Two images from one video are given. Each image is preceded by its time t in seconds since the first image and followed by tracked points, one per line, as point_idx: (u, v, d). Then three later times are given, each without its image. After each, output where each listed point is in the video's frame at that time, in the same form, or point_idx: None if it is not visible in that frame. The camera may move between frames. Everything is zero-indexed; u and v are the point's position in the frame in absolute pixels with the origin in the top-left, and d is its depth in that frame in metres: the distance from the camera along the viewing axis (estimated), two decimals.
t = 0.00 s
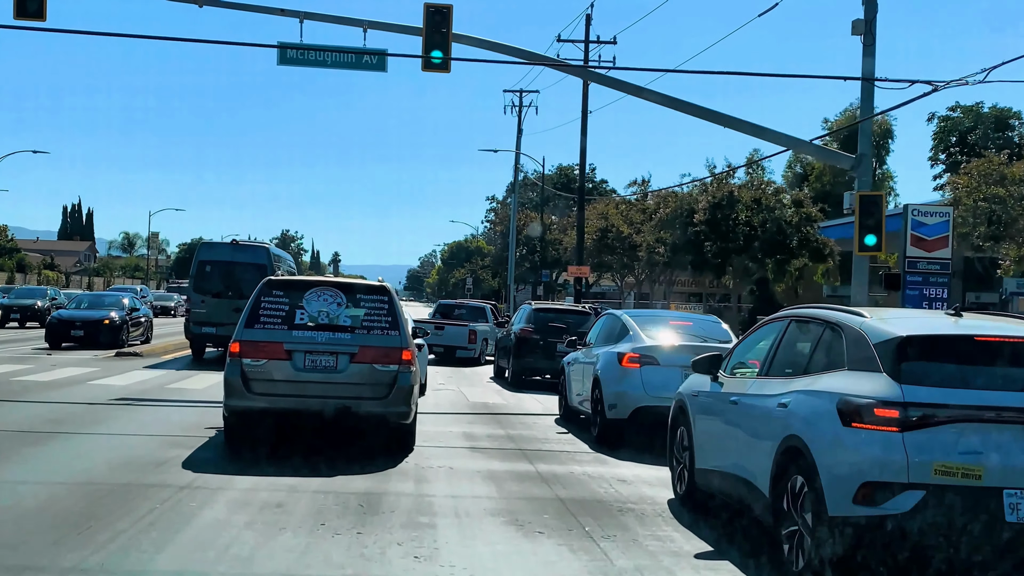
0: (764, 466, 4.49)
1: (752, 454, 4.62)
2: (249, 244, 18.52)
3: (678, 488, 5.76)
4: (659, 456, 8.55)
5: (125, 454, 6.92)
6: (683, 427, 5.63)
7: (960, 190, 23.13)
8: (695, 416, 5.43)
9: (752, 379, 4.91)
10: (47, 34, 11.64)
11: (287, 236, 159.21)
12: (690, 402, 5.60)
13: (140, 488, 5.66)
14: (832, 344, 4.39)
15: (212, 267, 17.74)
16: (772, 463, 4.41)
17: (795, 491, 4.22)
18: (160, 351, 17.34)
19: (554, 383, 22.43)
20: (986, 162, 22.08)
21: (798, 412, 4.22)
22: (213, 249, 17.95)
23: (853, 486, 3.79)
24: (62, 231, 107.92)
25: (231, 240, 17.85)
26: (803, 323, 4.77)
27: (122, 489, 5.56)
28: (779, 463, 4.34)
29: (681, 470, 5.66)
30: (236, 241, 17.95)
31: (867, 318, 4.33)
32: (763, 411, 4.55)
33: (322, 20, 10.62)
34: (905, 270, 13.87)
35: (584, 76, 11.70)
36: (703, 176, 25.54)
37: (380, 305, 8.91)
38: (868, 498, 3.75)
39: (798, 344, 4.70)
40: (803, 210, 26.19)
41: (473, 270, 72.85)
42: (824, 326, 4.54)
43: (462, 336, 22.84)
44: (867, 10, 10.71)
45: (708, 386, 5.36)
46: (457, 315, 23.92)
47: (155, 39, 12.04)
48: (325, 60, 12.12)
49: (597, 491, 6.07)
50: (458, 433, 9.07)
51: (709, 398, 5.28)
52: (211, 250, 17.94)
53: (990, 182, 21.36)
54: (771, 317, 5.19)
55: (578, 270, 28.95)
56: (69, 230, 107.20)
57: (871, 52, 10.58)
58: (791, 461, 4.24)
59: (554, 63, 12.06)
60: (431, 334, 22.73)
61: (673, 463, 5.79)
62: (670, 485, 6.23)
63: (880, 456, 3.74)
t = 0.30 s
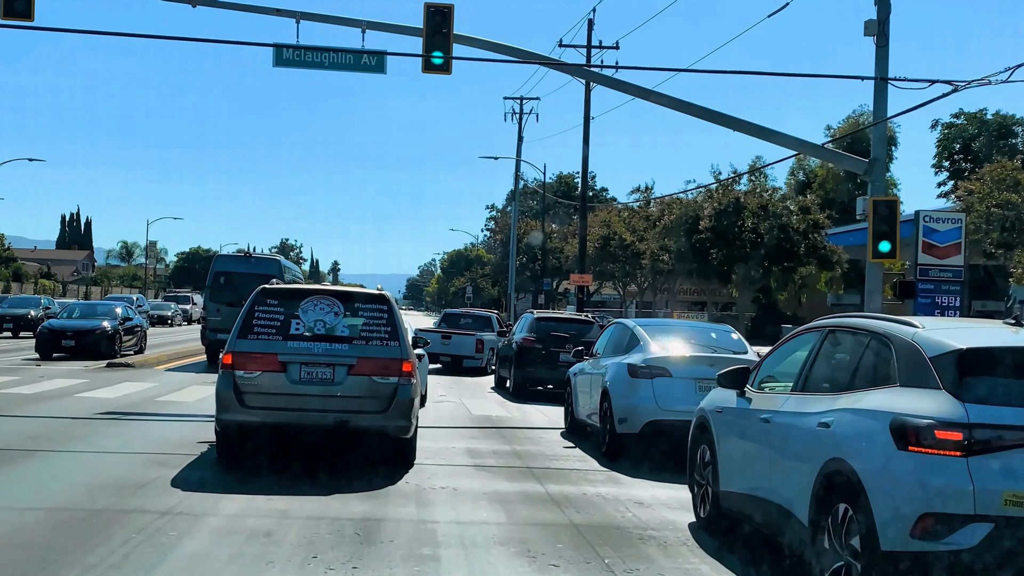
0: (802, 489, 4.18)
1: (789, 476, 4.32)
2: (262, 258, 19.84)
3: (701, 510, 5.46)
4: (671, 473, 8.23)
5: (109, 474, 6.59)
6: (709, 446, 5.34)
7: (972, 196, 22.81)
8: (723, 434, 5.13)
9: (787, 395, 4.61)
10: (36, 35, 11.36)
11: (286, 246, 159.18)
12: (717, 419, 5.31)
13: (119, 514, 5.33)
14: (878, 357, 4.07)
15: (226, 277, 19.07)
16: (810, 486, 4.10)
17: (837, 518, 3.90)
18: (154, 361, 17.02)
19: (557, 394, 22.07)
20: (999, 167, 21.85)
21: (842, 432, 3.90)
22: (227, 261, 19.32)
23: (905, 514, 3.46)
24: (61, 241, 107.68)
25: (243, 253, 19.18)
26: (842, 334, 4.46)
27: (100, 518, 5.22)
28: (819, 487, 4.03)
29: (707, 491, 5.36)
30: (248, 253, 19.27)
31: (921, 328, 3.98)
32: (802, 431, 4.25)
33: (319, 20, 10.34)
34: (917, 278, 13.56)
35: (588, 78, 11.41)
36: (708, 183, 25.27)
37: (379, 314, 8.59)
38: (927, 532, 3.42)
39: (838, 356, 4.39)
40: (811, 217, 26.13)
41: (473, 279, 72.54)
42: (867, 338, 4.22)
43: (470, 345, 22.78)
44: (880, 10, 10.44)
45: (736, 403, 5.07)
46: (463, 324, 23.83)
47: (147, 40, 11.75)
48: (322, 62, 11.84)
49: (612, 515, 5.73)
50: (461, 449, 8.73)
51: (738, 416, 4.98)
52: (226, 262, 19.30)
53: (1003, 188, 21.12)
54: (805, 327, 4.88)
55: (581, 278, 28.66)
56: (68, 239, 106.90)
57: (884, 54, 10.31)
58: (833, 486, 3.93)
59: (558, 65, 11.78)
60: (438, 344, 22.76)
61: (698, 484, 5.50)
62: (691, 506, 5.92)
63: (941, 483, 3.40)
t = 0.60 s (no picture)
0: (844, 512, 3.89)
1: (831, 498, 4.02)
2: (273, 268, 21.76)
3: (725, 532, 5.20)
4: (686, 489, 7.90)
5: (90, 492, 6.27)
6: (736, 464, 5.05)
7: (984, 197, 22.42)
8: (757, 451, 4.83)
9: (825, 409, 4.32)
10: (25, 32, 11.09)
11: (285, 250, 158.91)
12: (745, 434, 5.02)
13: (94, 538, 5.01)
14: (932, 366, 3.78)
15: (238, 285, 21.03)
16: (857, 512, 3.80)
17: (885, 546, 3.61)
18: (148, 367, 16.71)
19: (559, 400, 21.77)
20: (1012, 167, 21.47)
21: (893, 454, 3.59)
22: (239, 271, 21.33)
23: (966, 547, 3.15)
24: (59, 246, 107.39)
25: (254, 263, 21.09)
26: (887, 341, 4.17)
27: (76, 543, 4.90)
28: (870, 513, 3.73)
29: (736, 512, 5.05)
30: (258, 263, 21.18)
31: (984, 335, 3.66)
32: (846, 449, 3.95)
33: (316, 16, 10.06)
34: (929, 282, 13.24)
35: (593, 75, 11.12)
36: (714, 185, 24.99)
37: (378, 320, 8.28)
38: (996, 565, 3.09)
39: (883, 366, 4.11)
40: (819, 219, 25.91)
41: (473, 283, 72.22)
42: (917, 346, 3.93)
43: (479, 350, 22.95)
44: (894, 5, 10.15)
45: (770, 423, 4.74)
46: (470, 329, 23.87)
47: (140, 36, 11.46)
48: (320, 59, 11.54)
49: (628, 538, 5.41)
50: (464, 460, 8.41)
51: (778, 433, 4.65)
52: (238, 271, 21.28)
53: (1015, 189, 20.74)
54: (844, 332, 4.60)
55: (583, 282, 28.35)
56: (66, 244, 106.55)
57: (898, 50, 10.02)
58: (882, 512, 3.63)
59: (561, 62, 11.49)
60: (447, 350, 23.08)
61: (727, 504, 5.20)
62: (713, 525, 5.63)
63: (1013, 512, 3.07)
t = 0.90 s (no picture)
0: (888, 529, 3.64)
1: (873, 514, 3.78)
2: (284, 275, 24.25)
3: (750, 550, 4.96)
4: (698, 499, 7.62)
5: (72, 506, 5.99)
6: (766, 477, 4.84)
7: (994, 196, 22.14)
8: (789, 462, 4.61)
9: (865, 419, 4.09)
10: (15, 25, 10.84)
11: (285, 252, 158.97)
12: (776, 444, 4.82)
13: (67, 559, 4.75)
14: (983, 372, 3.53)
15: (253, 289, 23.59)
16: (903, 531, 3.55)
17: (935, 568, 3.34)
18: (142, 370, 16.44)
19: (561, 402, 21.50)
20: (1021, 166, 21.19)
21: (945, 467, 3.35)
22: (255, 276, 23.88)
23: None
24: (58, 247, 107.15)
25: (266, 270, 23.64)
26: (929, 346, 3.95)
27: (49, 566, 4.62)
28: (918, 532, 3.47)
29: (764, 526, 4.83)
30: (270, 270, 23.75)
31: None
32: (892, 463, 3.71)
33: (313, 8, 9.80)
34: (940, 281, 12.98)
35: (595, 69, 10.86)
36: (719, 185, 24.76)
37: (377, 322, 7.99)
38: None
39: (925, 374, 3.88)
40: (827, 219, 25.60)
41: (473, 284, 71.97)
42: (963, 350, 3.70)
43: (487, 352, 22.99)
44: None
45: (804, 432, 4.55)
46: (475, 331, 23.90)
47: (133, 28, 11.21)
48: (317, 53, 11.29)
49: (645, 558, 5.15)
50: (467, 469, 8.11)
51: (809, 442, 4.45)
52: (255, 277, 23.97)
53: None
54: (881, 337, 4.39)
55: (585, 283, 28.12)
56: (65, 246, 106.27)
57: (911, 44, 9.77)
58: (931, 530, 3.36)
59: (562, 55, 11.23)
60: (455, 352, 23.08)
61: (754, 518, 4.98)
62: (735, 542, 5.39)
63: None
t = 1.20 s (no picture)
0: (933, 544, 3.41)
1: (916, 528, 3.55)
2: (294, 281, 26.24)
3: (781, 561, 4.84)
4: (710, 509, 7.35)
5: (57, 521, 5.75)
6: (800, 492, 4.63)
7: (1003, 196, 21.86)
8: (826, 475, 4.41)
9: (904, 428, 3.92)
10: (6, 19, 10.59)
11: (284, 252, 158.67)
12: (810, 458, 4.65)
13: None
14: None
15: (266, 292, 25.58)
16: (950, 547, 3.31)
17: None
18: (136, 372, 16.19)
19: (562, 404, 21.25)
20: None
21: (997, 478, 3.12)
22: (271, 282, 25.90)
23: None
24: (56, 248, 106.82)
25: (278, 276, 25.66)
26: (971, 349, 3.79)
27: None
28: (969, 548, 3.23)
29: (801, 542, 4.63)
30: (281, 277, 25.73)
31: None
32: (933, 473, 3.52)
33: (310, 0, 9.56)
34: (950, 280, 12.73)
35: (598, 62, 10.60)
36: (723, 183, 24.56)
37: (376, 322, 7.74)
38: None
39: (968, 380, 3.72)
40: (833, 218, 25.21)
41: (472, 284, 71.73)
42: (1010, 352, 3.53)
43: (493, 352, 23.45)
44: None
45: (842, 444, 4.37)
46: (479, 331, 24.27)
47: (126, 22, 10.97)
48: (314, 46, 11.05)
49: None
50: (471, 477, 7.84)
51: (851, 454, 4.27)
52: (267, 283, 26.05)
53: None
54: (920, 340, 4.26)
55: (586, 283, 27.86)
56: (62, 246, 105.96)
57: (924, 36, 9.51)
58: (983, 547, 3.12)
59: (564, 49, 10.97)
60: (462, 352, 23.53)
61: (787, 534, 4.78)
62: (761, 559, 5.19)
63: None
